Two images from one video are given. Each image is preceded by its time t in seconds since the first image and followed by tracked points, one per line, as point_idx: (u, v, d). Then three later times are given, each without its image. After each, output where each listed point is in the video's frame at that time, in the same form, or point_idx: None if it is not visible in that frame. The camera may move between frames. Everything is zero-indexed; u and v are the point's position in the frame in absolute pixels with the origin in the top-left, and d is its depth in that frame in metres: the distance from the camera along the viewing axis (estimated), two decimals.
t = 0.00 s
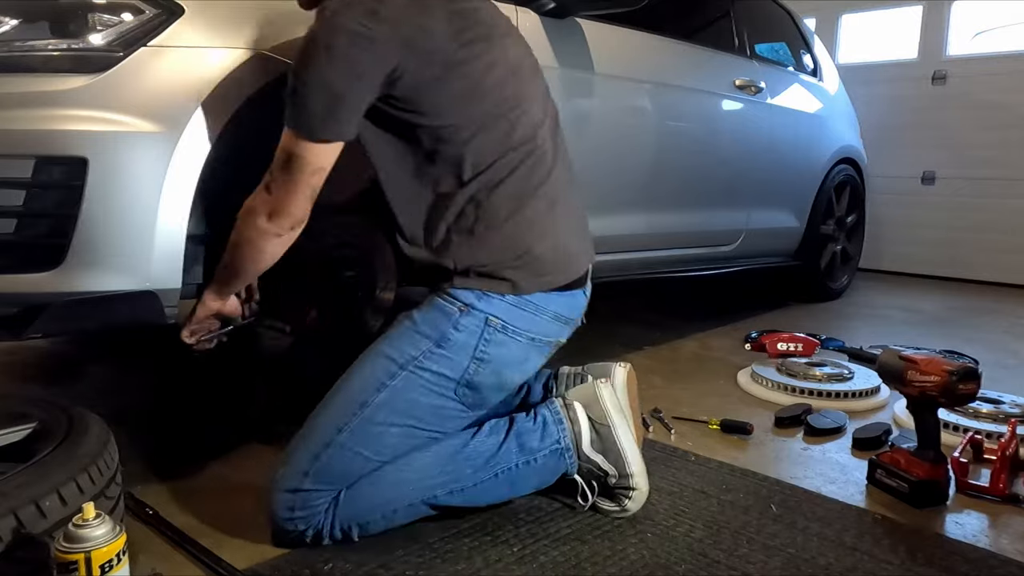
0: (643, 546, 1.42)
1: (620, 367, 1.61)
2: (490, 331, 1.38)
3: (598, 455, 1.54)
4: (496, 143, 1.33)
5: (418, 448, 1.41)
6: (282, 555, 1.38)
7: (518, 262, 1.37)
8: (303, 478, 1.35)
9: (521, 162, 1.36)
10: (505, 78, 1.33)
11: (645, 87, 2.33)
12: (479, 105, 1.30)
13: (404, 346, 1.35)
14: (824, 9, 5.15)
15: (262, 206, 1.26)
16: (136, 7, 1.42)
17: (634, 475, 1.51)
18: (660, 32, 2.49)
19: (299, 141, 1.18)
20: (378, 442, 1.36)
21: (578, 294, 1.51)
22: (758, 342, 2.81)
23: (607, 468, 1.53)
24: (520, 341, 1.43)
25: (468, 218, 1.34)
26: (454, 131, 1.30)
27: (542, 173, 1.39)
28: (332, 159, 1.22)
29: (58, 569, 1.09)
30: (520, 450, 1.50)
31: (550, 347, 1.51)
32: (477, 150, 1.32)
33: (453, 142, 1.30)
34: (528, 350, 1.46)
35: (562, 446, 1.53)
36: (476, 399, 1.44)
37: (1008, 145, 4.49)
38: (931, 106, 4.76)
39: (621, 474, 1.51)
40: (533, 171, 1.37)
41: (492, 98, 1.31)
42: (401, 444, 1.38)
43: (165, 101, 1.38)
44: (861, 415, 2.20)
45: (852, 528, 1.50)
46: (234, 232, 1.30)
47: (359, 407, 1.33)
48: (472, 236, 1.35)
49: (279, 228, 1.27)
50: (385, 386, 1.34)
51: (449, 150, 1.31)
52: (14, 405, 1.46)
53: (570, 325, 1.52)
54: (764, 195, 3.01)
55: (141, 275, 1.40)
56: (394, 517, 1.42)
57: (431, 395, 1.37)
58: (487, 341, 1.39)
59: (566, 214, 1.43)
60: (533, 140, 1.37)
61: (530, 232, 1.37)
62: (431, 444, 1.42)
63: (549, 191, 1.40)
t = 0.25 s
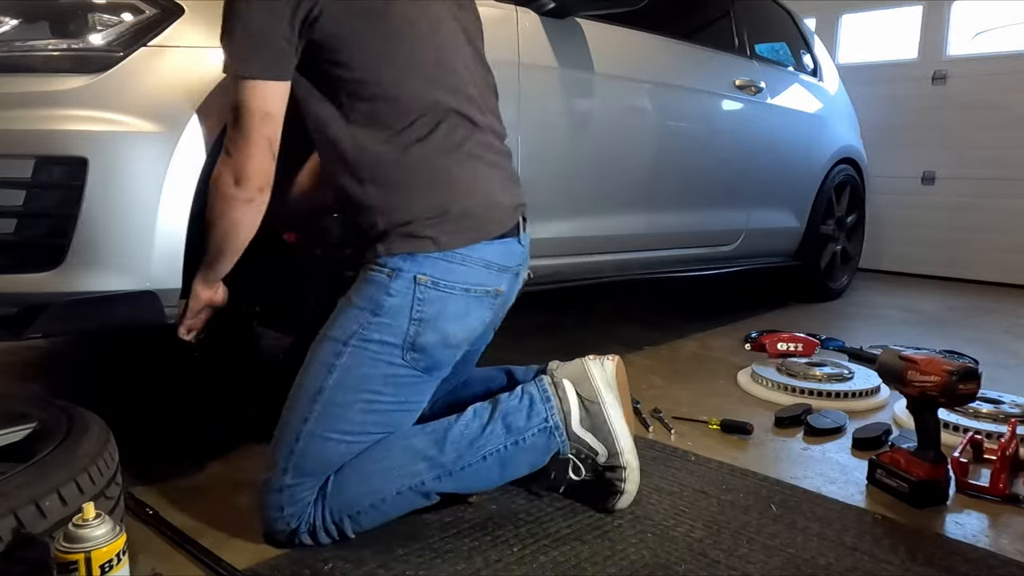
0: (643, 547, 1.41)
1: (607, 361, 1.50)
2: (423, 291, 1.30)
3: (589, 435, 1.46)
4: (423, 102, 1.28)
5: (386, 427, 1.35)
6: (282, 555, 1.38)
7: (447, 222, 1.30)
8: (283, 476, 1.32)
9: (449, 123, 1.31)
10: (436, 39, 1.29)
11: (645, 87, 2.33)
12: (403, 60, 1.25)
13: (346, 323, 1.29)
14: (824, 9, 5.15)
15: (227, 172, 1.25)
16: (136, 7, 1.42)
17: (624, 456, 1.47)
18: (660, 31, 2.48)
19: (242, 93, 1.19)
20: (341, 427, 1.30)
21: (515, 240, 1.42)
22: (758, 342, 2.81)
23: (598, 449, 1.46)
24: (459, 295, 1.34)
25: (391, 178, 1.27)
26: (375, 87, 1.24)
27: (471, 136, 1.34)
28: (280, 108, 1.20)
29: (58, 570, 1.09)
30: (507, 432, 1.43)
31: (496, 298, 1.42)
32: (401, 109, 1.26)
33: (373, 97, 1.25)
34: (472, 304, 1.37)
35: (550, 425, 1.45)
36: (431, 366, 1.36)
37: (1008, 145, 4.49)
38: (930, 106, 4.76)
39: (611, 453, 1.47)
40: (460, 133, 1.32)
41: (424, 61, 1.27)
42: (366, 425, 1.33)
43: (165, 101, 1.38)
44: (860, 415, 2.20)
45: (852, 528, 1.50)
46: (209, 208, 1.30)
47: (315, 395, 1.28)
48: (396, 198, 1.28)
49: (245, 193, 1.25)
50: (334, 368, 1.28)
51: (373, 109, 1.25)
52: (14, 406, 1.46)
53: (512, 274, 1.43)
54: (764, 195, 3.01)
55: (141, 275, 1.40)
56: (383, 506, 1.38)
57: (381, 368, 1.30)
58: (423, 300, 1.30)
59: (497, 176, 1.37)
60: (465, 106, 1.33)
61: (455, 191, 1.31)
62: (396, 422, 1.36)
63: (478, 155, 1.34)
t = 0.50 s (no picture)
0: (643, 546, 1.41)
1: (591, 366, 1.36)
2: (383, 278, 1.24)
3: (574, 443, 1.33)
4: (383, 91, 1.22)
5: (361, 423, 1.29)
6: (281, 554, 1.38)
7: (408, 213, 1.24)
8: (268, 479, 1.28)
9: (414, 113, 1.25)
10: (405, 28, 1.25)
11: (645, 86, 2.33)
12: (363, 49, 1.20)
13: (311, 317, 1.25)
14: (824, 9, 5.15)
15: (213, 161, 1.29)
16: (136, 7, 1.42)
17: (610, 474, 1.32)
18: (660, 31, 2.49)
19: (214, 80, 1.20)
20: (315, 425, 1.25)
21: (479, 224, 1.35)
22: (758, 342, 2.81)
23: (583, 463, 1.33)
24: (421, 280, 1.27)
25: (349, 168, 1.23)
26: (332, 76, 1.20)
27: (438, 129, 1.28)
28: (255, 91, 1.21)
29: (58, 570, 1.09)
30: (490, 434, 1.32)
31: (463, 282, 1.34)
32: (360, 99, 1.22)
33: (329, 85, 1.20)
34: (436, 290, 1.30)
35: (536, 429, 1.32)
36: (401, 361, 1.29)
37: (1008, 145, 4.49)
38: (930, 107, 4.76)
39: (596, 469, 1.32)
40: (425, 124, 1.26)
41: (387, 51, 1.22)
42: (339, 422, 1.27)
43: (165, 102, 1.39)
44: (860, 415, 2.20)
45: (852, 528, 1.50)
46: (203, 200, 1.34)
47: (288, 393, 1.25)
48: (353, 189, 1.24)
49: (234, 183, 1.30)
50: (302, 364, 1.24)
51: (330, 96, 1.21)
52: (14, 406, 1.46)
53: (478, 257, 1.35)
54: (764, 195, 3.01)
55: (141, 275, 1.40)
56: (365, 510, 1.30)
57: (347, 361, 1.24)
58: (384, 287, 1.24)
59: (460, 167, 1.31)
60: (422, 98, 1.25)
61: (415, 182, 1.25)
62: (370, 417, 1.30)
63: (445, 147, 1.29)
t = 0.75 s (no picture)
0: (644, 546, 1.41)
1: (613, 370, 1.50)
2: (391, 279, 1.24)
3: (587, 456, 1.34)
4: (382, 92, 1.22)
5: (365, 427, 1.28)
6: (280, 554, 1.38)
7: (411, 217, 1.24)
8: (267, 481, 1.24)
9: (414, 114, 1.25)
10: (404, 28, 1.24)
11: (645, 87, 2.33)
12: (361, 49, 1.20)
13: (318, 317, 1.23)
14: (824, 9, 5.15)
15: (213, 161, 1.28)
16: (136, 7, 1.42)
17: (630, 482, 1.34)
18: (660, 31, 2.48)
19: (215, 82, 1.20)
20: (318, 427, 1.23)
21: (483, 226, 1.35)
22: (758, 342, 2.81)
23: (600, 475, 1.34)
24: (429, 282, 1.27)
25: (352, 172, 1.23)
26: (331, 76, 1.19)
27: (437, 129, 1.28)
28: (252, 93, 1.21)
29: (58, 569, 1.09)
30: (501, 450, 1.33)
31: (467, 284, 1.34)
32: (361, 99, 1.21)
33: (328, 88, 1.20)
34: (443, 292, 1.30)
35: (547, 451, 1.34)
36: (405, 363, 1.28)
37: (1008, 145, 4.49)
38: (930, 107, 4.76)
39: (614, 479, 1.34)
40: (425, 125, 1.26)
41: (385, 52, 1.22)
42: (343, 424, 1.25)
43: (165, 102, 1.39)
44: (860, 415, 2.20)
45: (852, 528, 1.50)
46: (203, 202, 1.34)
47: (291, 393, 1.22)
48: (357, 191, 1.23)
49: (233, 184, 1.29)
50: (307, 365, 1.22)
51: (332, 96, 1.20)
52: (14, 406, 1.46)
53: (482, 259, 1.36)
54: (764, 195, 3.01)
55: (141, 275, 1.40)
56: (371, 516, 1.29)
57: (353, 362, 1.23)
58: (392, 288, 1.24)
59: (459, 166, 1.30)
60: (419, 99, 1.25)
61: (418, 186, 1.24)
62: (373, 421, 1.29)
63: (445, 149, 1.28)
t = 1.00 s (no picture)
0: (644, 547, 1.41)
1: (603, 378, 1.42)
2: (346, 280, 1.22)
3: (562, 457, 1.34)
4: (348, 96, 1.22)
5: (332, 435, 1.27)
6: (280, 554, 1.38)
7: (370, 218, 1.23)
8: (231, 494, 1.24)
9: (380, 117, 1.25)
10: (376, 34, 1.26)
11: (645, 87, 2.33)
12: (328, 52, 1.21)
13: (278, 323, 1.23)
14: (824, 9, 5.15)
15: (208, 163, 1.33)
16: (136, 8, 1.43)
17: (605, 482, 1.34)
18: (660, 31, 2.48)
19: (192, 87, 1.23)
20: (280, 437, 1.22)
21: (448, 223, 1.32)
22: (758, 342, 2.81)
23: (575, 475, 1.34)
24: (387, 281, 1.25)
25: (312, 175, 1.22)
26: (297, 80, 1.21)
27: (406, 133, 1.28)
28: (226, 94, 1.24)
29: (58, 570, 1.09)
30: (474, 458, 1.32)
31: (432, 283, 1.31)
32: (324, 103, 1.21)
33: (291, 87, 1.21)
34: (402, 292, 1.27)
35: (522, 458, 1.34)
36: (370, 368, 1.27)
37: (1008, 145, 4.50)
38: (930, 107, 4.76)
39: (589, 479, 1.34)
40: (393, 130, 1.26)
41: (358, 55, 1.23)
42: (307, 432, 1.24)
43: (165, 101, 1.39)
44: (860, 415, 2.20)
45: (852, 528, 1.50)
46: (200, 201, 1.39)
47: (252, 402, 1.22)
48: (313, 192, 1.23)
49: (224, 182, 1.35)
50: (266, 373, 1.22)
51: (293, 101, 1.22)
52: (14, 406, 1.46)
53: (448, 259, 1.32)
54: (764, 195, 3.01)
55: (141, 275, 1.40)
56: (340, 528, 1.29)
57: (313, 367, 1.22)
58: (347, 289, 1.22)
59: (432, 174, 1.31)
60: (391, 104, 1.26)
61: (380, 189, 1.24)
62: (341, 429, 1.28)
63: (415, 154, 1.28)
